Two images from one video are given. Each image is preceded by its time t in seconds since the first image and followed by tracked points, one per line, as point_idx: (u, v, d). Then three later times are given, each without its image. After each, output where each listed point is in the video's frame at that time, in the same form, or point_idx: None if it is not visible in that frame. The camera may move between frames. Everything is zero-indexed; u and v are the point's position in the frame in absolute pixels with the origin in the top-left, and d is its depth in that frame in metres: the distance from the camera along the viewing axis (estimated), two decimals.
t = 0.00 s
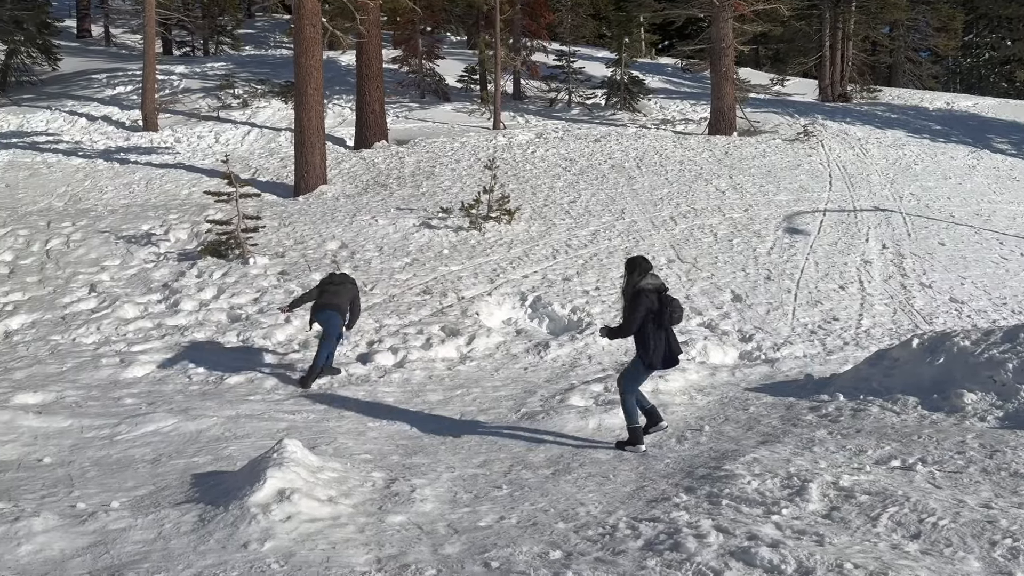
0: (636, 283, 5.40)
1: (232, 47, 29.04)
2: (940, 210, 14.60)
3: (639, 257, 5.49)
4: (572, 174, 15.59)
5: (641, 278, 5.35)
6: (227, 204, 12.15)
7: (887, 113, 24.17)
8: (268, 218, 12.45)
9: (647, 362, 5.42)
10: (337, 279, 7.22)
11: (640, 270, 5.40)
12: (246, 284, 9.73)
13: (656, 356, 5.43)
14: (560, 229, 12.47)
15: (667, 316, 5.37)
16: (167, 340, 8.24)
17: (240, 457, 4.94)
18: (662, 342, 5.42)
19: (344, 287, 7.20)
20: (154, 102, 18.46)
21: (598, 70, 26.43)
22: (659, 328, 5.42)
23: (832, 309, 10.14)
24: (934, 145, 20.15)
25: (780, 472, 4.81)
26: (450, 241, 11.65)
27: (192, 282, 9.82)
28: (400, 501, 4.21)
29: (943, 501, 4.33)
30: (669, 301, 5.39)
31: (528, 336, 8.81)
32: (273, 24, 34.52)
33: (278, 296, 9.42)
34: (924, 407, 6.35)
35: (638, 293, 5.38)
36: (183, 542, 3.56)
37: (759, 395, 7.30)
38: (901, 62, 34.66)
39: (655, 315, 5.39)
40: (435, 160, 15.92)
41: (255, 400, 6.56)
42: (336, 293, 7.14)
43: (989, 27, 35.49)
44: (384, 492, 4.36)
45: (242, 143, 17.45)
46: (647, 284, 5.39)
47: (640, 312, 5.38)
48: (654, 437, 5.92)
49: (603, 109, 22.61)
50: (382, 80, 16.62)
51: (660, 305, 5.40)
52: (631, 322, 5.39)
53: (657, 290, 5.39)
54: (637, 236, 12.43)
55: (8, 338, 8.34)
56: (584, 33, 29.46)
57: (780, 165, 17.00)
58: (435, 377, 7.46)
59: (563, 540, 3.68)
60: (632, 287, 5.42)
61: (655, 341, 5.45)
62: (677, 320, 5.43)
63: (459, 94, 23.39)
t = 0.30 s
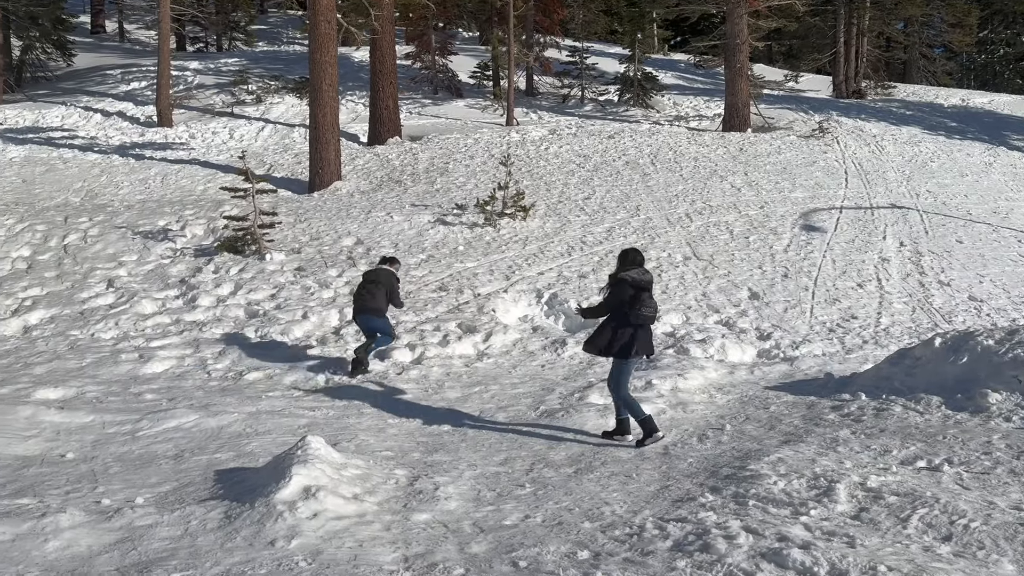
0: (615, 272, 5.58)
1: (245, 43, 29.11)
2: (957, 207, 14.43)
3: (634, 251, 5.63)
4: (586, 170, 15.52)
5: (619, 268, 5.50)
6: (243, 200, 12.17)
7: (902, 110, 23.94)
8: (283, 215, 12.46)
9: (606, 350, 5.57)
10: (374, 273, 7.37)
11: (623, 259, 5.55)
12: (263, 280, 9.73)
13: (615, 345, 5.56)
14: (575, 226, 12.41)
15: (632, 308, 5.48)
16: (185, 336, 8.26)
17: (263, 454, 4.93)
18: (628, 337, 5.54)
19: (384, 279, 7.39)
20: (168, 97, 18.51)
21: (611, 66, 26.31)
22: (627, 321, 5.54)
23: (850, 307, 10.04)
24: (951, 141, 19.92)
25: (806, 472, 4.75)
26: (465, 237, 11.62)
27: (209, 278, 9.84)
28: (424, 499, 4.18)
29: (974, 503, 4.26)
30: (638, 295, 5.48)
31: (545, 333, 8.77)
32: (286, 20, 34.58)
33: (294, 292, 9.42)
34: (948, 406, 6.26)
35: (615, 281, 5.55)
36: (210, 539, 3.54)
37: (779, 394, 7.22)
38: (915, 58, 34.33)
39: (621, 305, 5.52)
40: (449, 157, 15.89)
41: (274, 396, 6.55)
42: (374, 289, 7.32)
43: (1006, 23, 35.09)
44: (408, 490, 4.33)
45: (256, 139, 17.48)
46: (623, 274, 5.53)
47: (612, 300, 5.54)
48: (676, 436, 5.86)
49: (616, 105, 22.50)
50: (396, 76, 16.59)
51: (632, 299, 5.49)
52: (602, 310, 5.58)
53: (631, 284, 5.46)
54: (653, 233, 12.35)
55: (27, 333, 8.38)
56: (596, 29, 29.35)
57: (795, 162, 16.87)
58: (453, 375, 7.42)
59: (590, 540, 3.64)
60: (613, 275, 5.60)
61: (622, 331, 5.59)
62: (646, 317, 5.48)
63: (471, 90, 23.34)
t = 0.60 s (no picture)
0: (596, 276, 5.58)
1: (253, 38, 29.11)
2: (969, 205, 14.31)
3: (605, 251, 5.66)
4: (595, 167, 15.46)
5: (601, 271, 5.48)
6: (252, 196, 12.16)
7: (912, 106, 23.77)
8: (292, 211, 12.45)
9: (601, 351, 5.62)
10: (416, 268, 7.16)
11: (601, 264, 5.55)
12: (273, 276, 9.73)
13: (611, 346, 5.62)
14: (584, 222, 12.36)
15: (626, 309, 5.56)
16: (196, 332, 8.26)
17: (276, 451, 4.92)
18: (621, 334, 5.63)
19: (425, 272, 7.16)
20: (177, 93, 18.53)
21: (619, 62, 26.22)
22: (619, 321, 5.61)
23: (861, 305, 9.97)
24: (961, 139, 19.76)
25: (822, 472, 4.70)
26: (474, 234, 11.59)
27: (219, 273, 9.84)
28: (439, 497, 4.16)
29: (993, 504, 4.21)
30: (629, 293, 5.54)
31: (555, 330, 8.73)
32: (294, 16, 34.56)
33: (304, 288, 9.41)
34: (963, 406, 6.19)
35: (599, 284, 5.56)
36: (226, 537, 3.53)
37: (791, 392, 7.17)
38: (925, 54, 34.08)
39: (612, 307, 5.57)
40: (457, 153, 15.85)
41: (285, 393, 6.55)
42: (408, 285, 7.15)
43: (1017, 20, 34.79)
44: (422, 487, 4.31)
45: (264, 135, 17.48)
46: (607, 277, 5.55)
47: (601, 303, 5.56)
48: (689, 435, 5.82)
49: (625, 101, 22.41)
50: (404, 72, 16.55)
51: (620, 298, 5.57)
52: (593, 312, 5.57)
53: (618, 284, 5.51)
54: (662, 229, 12.29)
55: (39, 328, 8.40)
56: (604, 25, 29.24)
57: (805, 159, 16.76)
58: (463, 372, 7.40)
59: (607, 540, 3.62)
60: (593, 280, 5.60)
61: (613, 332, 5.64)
62: (639, 315, 5.61)
63: (479, 86, 23.28)
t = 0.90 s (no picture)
0: (587, 276, 5.52)
1: (258, 34, 29.10)
2: (976, 202, 14.21)
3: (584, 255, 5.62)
4: (600, 163, 15.40)
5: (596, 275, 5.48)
6: (257, 192, 12.14)
7: (918, 103, 23.63)
8: (297, 206, 12.43)
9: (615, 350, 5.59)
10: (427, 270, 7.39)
11: (590, 263, 5.52)
12: (278, 272, 9.71)
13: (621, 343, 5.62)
14: (590, 218, 12.31)
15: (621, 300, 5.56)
16: (201, 328, 8.25)
17: (282, 448, 4.90)
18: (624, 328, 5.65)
19: (435, 269, 7.40)
20: (182, 88, 18.52)
21: (624, 57, 26.13)
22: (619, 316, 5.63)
23: (869, 302, 9.90)
24: (968, 135, 19.64)
25: (832, 471, 4.66)
26: (479, 230, 11.55)
27: (224, 269, 9.83)
28: (446, 495, 4.13)
29: (1005, 503, 4.17)
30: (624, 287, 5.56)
31: (561, 327, 8.69)
32: (298, 11, 34.51)
33: (310, 284, 9.39)
34: (972, 404, 6.13)
35: (596, 287, 5.52)
36: (232, 534, 3.51)
37: (798, 390, 7.12)
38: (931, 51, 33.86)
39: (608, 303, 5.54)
40: (462, 149, 15.80)
41: (290, 388, 6.53)
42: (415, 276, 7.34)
43: None
44: (429, 485, 4.28)
45: (269, 130, 17.45)
46: (599, 274, 5.52)
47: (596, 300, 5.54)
48: (696, 433, 5.78)
49: (630, 98, 22.32)
50: (409, 68, 16.50)
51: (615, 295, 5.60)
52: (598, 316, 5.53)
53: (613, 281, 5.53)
54: (668, 226, 12.23)
55: (43, 323, 8.39)
56: (609, 20, 29.14)
57: (812, 155, 16.67)
58: (469, 368, 7.38)
59: (616, 538, 3.59)
60: (584, 279, 5.54)
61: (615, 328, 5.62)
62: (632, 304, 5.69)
63: (484, 82, 23.21)
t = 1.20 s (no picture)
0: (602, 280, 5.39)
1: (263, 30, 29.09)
2: (985, 199, 14.08)
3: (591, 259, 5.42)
4: (606, 159, 15.31)
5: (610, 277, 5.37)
6: (261, 188, 12.10)
7: (925, 99, 23.46)
8: (302, 203, 12.40)
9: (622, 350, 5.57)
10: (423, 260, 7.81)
11: (597, 266, 5.36)
12: (282, 269, 9.67)
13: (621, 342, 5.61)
14: (595, 215, 12.24)
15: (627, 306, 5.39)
16: (205, 325, 8.22)
17: (285, 446, 4.86)
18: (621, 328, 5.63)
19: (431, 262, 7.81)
20: (186, 84, 18.50)
21: (630, 53, 26.00)
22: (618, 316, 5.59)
23: (877, 299, 9.81)
24: (976, 131, 19.48)
25: (841, 471, 4.59)
26: (484, 227, 11.50)
27: (228, 266, 9.80)
28: (450, 495, 4.08)
29: (1018, 505, 4.10)
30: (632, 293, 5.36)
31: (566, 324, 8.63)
32: (304, 7, 34.47)
33: (314, 280, 9.36)
34: (982, 403, 6.05)
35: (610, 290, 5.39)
36: (234, 534, 3.47)
37: (806, 388, 7.05)
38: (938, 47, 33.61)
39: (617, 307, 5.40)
40: (467, 145, 15.74)
41: (294, 386, 6.50)
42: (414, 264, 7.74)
43: None
44: (432, 484, 4.24)
45: (274, 127, 17.42)
46: (607, 277, 5.36)
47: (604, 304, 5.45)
48: (703, 431, 5.72)
49: (636, 94, 22.21)
50: (414, 64, 16.44)
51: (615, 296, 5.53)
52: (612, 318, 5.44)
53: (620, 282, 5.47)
54: (674, 223, 12.16)
55: (47, 320, 8.38)
56: (615, 16, 29.01)
57: (818, 151, 16.56)
58: (474, 366, 7.33)
59: (622, 540, 3.54)
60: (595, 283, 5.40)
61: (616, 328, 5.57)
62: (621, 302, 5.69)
63: (489, 78, 23.13)
